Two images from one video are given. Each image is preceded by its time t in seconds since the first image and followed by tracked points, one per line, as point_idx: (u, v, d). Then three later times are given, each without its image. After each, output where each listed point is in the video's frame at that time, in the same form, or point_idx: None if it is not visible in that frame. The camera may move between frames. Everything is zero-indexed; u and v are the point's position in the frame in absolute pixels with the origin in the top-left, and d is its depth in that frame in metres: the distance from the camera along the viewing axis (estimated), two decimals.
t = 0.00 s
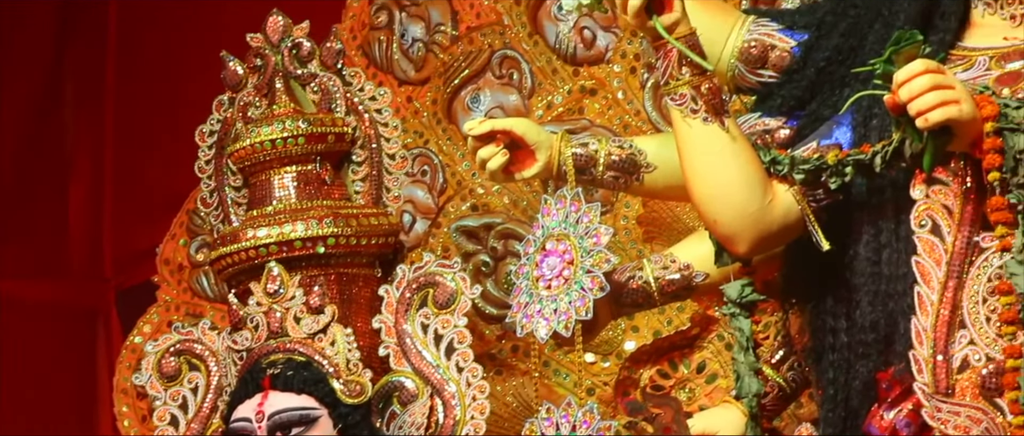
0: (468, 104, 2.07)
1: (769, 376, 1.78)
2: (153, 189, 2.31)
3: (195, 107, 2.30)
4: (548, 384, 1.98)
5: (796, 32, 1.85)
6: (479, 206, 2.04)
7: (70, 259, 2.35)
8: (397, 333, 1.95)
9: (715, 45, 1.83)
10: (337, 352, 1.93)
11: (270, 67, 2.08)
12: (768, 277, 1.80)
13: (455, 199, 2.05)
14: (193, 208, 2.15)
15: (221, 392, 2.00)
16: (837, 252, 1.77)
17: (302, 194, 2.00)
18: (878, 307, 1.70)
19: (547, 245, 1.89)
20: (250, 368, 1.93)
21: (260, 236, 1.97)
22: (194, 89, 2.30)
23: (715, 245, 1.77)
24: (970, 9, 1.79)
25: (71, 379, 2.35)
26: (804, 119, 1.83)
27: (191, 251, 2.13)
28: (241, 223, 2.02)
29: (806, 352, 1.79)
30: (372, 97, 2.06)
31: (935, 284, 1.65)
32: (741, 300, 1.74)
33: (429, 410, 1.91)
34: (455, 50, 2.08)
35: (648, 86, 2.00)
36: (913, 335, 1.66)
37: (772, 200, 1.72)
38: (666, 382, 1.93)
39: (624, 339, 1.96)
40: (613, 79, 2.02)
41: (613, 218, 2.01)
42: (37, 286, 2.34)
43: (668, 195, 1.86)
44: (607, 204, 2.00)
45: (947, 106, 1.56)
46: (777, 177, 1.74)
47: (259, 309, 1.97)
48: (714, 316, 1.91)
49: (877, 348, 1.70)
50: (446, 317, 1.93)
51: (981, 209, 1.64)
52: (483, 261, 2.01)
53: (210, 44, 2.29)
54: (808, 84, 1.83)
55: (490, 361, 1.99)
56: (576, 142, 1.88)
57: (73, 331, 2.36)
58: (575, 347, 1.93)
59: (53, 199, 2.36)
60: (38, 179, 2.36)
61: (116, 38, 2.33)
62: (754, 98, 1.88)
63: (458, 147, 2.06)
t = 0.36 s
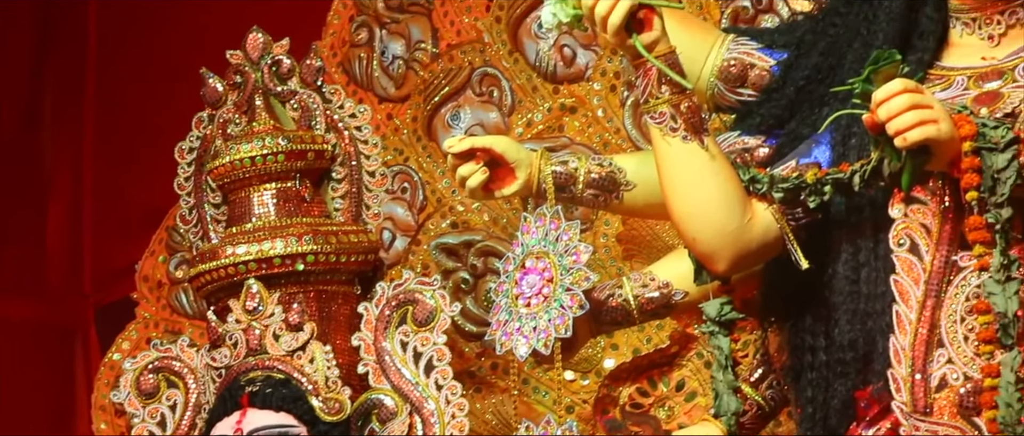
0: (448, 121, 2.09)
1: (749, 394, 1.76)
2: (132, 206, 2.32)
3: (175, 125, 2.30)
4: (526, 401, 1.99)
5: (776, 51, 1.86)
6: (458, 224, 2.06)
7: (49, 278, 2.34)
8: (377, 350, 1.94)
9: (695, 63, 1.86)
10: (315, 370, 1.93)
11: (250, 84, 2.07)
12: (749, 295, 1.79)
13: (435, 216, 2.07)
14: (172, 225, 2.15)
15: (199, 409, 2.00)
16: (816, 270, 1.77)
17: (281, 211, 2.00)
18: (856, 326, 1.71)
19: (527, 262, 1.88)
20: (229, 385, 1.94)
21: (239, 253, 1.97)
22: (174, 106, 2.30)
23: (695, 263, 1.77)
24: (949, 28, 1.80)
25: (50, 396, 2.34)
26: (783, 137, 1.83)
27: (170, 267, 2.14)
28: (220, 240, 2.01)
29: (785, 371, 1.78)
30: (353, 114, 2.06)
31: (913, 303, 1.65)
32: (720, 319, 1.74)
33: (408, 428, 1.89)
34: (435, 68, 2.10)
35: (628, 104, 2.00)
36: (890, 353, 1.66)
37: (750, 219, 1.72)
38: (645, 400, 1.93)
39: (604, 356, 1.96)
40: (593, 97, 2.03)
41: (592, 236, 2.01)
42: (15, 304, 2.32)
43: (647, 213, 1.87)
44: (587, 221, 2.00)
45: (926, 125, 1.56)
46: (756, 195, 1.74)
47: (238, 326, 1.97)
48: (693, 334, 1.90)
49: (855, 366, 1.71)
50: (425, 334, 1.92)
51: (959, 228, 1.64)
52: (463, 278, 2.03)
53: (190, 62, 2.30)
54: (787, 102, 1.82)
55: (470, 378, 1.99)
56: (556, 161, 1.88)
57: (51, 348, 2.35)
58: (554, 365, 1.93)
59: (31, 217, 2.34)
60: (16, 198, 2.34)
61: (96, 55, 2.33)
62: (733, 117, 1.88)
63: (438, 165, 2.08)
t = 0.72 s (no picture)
0: (424, 142, 2.09)
1: (724, 416, 1.76)
2: (107, 228, 2.31)
3: (150, 143, 2.30)
4: (503, 422, 2.00)
5: (751, 73, 1.87)
6: (435, 244, 2.06)
7: (23, 296, 2.31)
8: (352, 371, 1.94)
9: (671, 84, 1.86)
10: (291, 390, 1.92)
11: (227, 104, 2.07)
12: (724, 317, 1.80)
13: (411, 237, 2.07)
14: (148, 245, 2.15)
15: (174, 431, 1.99)
16: (791, 292, 1.77)
17: (258, 231, 1.99)
18: (832, 347, 1.71)
19: (503, 284, 1.87)
20: (203, 406, 1.92)
21: (215, 273, 1.97)
22: (150, 125, 2.30)
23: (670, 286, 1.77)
24: (924, 52, 1.81)
25: (24, 417, 2.32)
26: (759, 160, 1.82)
27: (147, 288, 2.14)
28: (195, 260, 2.01)
29: (761, 392, 1.78)
30: (329, 134, 2.06)
31: (888, 325, 1.65)
32: (696, 341, 1.73)
33: None
34: (412, 88, 2.10)
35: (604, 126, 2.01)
36: (866, 376, 1.67)
37: (727, 240, 1.72)
38: (621, 421, 1.96)
39: (579, 378, 1.95)
40: (570, 118, 2.04)
41: (568, 256, 2.01)
42: None
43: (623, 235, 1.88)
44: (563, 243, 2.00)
45: (901, 148, 1.56)
46: (732, 217, 1.73)
47: (213, 347, 1.96)
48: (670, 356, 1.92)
49: (831, 389, 1.71)
50: (401, 355, 1.92)
51: (934, 251, 1.64)
52: (439, 299, 2.03)
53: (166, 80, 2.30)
54: (763, 124, 1.82)
55: (446, 399, 2.01)
56: (532, 182, 1.87)
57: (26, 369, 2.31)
58: (532, 387, 1.91)
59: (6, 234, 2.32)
60: None
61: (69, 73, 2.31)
62: (710, 139, 1.88)
63: (415, 186, 2.08)
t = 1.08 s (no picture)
0: (407, 158, 2.09)
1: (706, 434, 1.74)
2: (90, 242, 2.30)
3: (134, 159, 2.30)
4: None
5: (733, 91, 1.88)
6: (417, 261, 2.06)
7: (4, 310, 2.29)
8: (335, 387, 1.94)
9: (654, 102, 1.87)
10: (273, 407, 1.93)
11: (209, 120, 2.07)
12: (706, 335, 1.81)
13: (394, 253, 2.07)
14: (130, 260, 2.15)
15: None
16: (773, 311, 1.78)
17: (240, 247, 1.99)
18: (813, 366, 1.71)
19: (485, 301, 1.84)
20: (185, 423, 1.93)
21: (196, 289, 1.96)
22: (133, 140, 2.30)
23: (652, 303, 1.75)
24: (906, 71, 1.81)
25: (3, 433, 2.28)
26: (741, 177, 1.82)
27: (129, 304, 2.13)
28: (178, 276, 2.01)
29: (743, 410, 1.78)
30: (311, 151, 2.06)
31: (870, 344, 1.66)
32: (678, 358, 1.72)
33: None
34: (395, 104, 2.11)
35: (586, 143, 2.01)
36: (847, 394, 1.66)
37: (709, 258, 1.71)
38: None
39: (561, 394, 1.97)
40: (552, 135, 2.03)
41: (551, 273, 2.01)
42: None
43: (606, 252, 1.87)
44: (546, 259, 2.01)
45: (882, 167, 1.56)
46: (713, 234, 1.73)
47: (195, 362, 1.97)
48: (651, 372, 1.92)
49: (813, 407, 1.71)
50: (383, 371, 1.91)
51: (916, 269, 1.65)
52: (421, 316, 2.02)
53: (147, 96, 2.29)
54: (745, 142, 1.83)
55: (428, 416, 2.01)
56: (514, 198, 1.87)
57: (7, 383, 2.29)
58: (514, 403, 1.90)
59: None
60: None
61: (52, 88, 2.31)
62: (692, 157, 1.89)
63: (398, 202, 2.08)
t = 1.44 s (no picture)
0: (389, 177, 2.10)
1: None
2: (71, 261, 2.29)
3: (116, 178, 2.30)
4: None
5: (715, 111, 1.88)
6: (399, 279, 2.06)
7: None
8: (316, 406, 1.93)
9: (635, 121, 1.87)
10: (253, 426, 1.92)
11: (191, 139, 2.07)
12: (688, 355, 1.80)
13: (375, 271, 2.07)
14: (112, 278, 2.15)
15: None
16: (754, 330, 1.78)
17: (221, 265, 1.99)
18: (795, 385, 1.72)
19: (466, 320, 1.84)
20: None
21: (177, 308, 1.96)
22: (115, 158, 2.29)
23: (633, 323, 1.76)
24: (886, 92, 1.82)
25: None
26: (723, 197, 1.83)
27: (108, 322, 2.13)
28: (158, 295, 2.00)
29: (724, 430, 1.78)
30: (294, 169, 2.06)
31: (851, 364, 1.66)
32: (659, 378, 1.72)
33: None
34: (377, 123, 2.11)
35: (568, 162, 2.01)
36: (828, 414, 1.67)
37: (690, 277, 1.71)
38: None
39: (543, 413, 1.97)
40: (534, 154, 2.03)
41: (533, 292, 2.02)
42: None
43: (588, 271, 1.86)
44: (528, 278, 2.01)
45: (864, 187, 1.56)
46: (696, 254, 1.73)
47: (176, 381, 1.95)
48: (633, 392, 1.93)
49: (794, 427, 1.72)
50: (364, 390, 1.92)
51: (896, 290, 1.65)
52: (403, 334, 2.02)
53: (129, 113, 2.28)
54: (727, 163, 1.83)
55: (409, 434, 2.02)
56: (496, 218, 1.86)
57: None
58: (496, 423, 1.89)
59: None
60: None
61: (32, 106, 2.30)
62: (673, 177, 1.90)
63: (379, 220, 2.08)
